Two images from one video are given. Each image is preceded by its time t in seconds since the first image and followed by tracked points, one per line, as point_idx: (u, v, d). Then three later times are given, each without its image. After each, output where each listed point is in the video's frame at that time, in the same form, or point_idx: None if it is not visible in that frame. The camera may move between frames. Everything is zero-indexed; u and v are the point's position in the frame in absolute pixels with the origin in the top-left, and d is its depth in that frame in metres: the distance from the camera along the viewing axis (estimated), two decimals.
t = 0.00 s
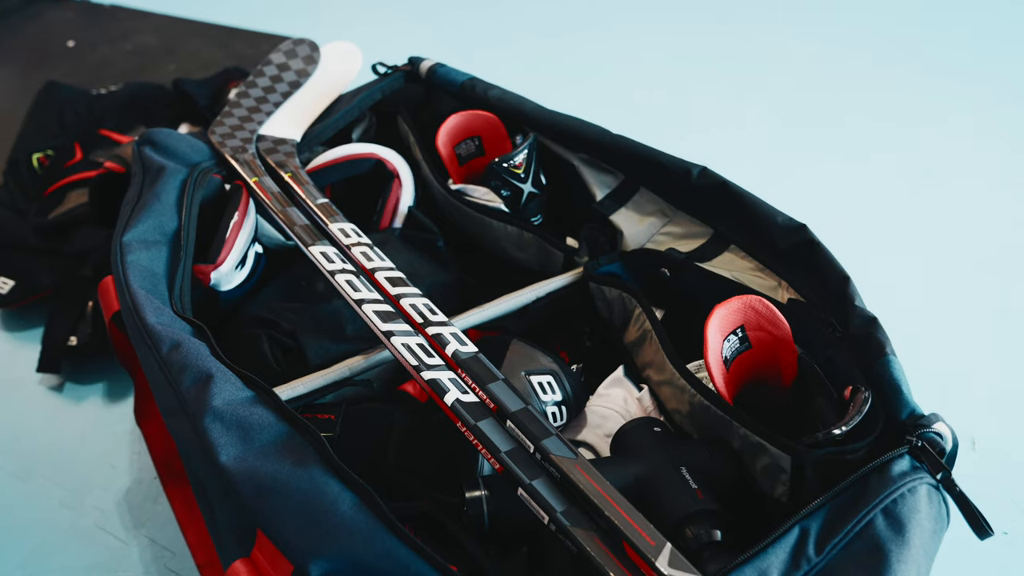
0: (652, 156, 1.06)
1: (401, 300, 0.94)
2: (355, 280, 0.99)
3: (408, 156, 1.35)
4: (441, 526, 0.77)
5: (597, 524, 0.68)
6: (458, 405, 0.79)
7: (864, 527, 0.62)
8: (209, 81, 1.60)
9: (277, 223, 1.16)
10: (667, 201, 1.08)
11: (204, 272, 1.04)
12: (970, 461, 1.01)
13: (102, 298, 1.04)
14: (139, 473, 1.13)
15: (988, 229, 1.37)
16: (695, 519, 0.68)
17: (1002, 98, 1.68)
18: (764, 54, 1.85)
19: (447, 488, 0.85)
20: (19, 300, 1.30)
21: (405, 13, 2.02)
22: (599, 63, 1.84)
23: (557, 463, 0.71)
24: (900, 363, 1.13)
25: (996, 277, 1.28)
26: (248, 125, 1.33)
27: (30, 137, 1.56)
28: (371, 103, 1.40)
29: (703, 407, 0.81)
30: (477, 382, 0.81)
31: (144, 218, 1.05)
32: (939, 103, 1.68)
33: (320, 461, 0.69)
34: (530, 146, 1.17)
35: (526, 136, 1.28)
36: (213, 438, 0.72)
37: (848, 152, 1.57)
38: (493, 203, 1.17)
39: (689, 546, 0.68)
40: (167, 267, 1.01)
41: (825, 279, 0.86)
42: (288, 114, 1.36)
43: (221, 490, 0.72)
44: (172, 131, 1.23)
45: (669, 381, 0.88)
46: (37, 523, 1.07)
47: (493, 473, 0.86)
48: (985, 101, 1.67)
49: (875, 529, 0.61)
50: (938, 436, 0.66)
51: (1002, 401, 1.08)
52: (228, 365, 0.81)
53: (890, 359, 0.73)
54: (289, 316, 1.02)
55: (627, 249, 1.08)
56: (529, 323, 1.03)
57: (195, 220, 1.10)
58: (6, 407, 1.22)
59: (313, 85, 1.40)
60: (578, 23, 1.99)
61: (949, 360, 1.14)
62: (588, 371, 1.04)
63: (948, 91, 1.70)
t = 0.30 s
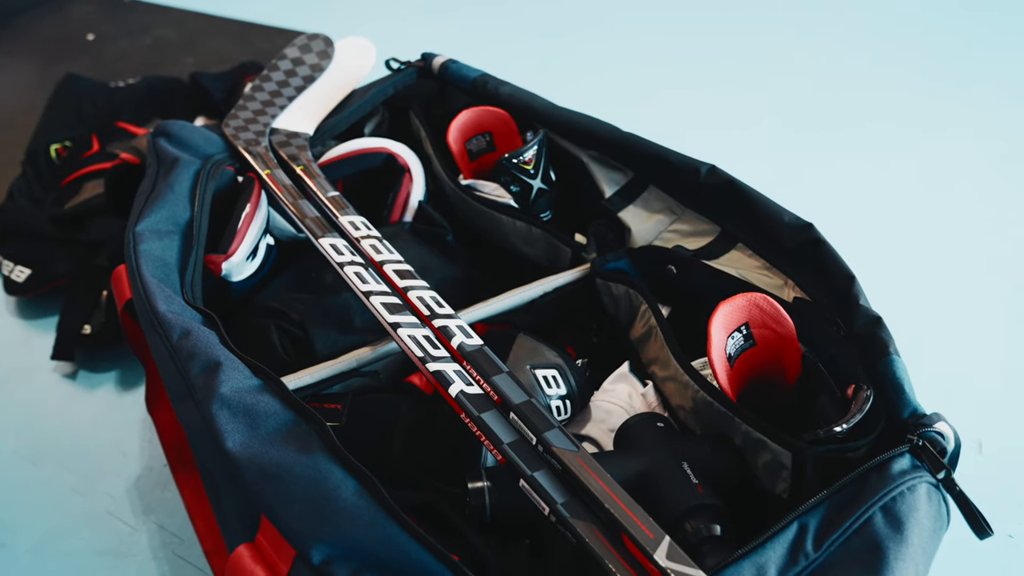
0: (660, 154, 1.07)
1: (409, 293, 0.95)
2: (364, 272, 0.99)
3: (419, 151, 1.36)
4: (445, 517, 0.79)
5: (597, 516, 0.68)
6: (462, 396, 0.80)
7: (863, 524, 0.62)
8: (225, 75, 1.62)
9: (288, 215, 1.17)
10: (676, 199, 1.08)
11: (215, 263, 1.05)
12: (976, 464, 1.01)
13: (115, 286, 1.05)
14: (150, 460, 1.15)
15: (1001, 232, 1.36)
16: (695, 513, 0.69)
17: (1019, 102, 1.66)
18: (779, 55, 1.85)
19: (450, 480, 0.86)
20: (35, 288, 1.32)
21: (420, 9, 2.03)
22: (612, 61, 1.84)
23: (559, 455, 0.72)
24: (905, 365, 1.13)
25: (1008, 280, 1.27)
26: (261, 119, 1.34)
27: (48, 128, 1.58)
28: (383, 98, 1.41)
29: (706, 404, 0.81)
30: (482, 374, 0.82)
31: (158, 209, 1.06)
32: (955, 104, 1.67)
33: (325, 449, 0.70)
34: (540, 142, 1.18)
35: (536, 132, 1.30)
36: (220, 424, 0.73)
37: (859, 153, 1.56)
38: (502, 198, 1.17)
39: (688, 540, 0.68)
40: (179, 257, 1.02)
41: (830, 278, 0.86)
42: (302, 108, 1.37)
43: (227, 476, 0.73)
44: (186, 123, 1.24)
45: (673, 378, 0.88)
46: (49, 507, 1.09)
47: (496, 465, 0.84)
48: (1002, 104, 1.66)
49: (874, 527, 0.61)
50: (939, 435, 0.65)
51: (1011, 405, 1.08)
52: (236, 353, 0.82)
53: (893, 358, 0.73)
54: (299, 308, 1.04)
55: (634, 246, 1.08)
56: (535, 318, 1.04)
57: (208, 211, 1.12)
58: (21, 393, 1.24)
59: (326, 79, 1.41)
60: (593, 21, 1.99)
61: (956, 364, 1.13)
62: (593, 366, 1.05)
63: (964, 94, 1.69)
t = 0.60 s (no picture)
0: (669, 151, 1.06)
1: (416, 286, 0.96)
2: (372, 264, 1.00)
3: (431, 146, 1.37)
4: (446, 505, 0.80)
5: (597, 508, 0.69)
6: (466, 387, 0.81)
7: (861, 521, 0.62)
8: (241, 69, 1.64)
9: (300, 207, 1.18)
10: (683, 196, 1.08)
11: (227, 253, 1.06)
12: (980, 466, 1.00)
13: (128, 275, 1.07)
14: (161, 448, 1.16)
15: (1015, 234, 1.35)
16: (694, 507, 0.69)
17: None
18: (792, 56, 1.83)
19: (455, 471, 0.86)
20: (52, 277, 1.34)
21: (435, 5, 2.03)
22: (625, 59, 1.84)
23: (560, 447, 0.72)
24: (912, 367, 1.12)
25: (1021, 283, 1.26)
26: (275, 112, 1.36)
27: (67, 120, 1.60)
28: (396, 94, 1.42)
29: (709, 400, 0.81)
30: (486, 366, 0.82)
31: (171, 200, 1.08)
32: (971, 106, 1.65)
33: (329, 436, 0.71)
34: (550, 139, 1.18)
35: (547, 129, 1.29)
36: (227, 411, 0.75)
37: (870, 154, 1.55)
38: (512, 194, 1.18)
39: (687, 533, 0.69)
40: (191, 247, 1.04)
41: (836, 277, 0.86)
42: (315, 102, 1.38)
43: (234, 462, 0.74)
44: (200, 116, 1.26)
45: (678, 373, 0.88)
46: (61, 492, 1.11)
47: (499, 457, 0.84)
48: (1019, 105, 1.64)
49: (872, 523, 0.62)
50: (940, 434, 0.65)
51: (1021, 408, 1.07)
52: (245, 341, 0.83)
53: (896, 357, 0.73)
54: (307, 299, 1.04)
55: (642, 242, 1.08)
56: (542, 313, 1.04)
57: (220, 203, 1.13)
58: (35, 380, 1.26)
59: (340, 74, 1.42)
60: (606, 20, 1.98)
61: (962, 366, 1.12)
62: (598, 361, 1.05)
63: (980, 94, 1.68)
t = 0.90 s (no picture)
0: (677, 148, 1.05)
1: (424, 278, 0.97)
2: (381, 257, 1.01)
3: (442, 141, 1.37)
4: (448, 494, 0.80)
5: (598, 500, 0.69)
6: (470, 378, 0.81)
7: (860, 516, 0.62)
8: (258, 64, 1.65)
9: (311, 199, 1.19)
10: (692, 193, 1.07)
11: (238, 243, 1.08)
12: (986, 472, 1.00)
13: (140, 264, 1.08)
14: (171, 436, 1.18)
15: None
16: (694, 501, 0.70)
17: None
18: (808, 58, 1.82)
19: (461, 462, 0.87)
20: (67, 267, 1.37)
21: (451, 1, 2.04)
22: (638, 59, 1.84)
23: (562, 439, 0.73)
24: (924, 371, 1.11)
25: None
26: (288, 106, 1.37)
27: (85, 111, 1.63)
28: (408, 89, 1.43)
29: (711, 395, 0.81)
30: (491, 358, 0.83)
31: (184, 190, 1.09)
32: (991, 108, 1.63)
33: (333, 424, 0.72)
34: (560, 135, 1.17)
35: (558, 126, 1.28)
36: (234, 397, 0.76)
37: (884, 156, 1.53)
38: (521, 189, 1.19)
39: (686, 526, 0.69)
40: (203, 237, 1.05)
41: (842, 276, 0.85)
42: (329, 96, 1.39)
43: (240, 448, 0.75)
44: (214, 108, 1.27)
45: (682, 369, 0.89)
46: (74, 477, 1.13)
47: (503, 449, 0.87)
48: None
49: (870, 519, 0.62)
50: (941, 433, 0.66)
51: None
52: (253, 331, 0.85)
53: (899, 356, 0.73)
54: (316, 290, 1.05)
55: (650, 238, 1.07)
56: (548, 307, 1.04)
57: (232, 194, 1.15)
58: (49, 367, 1.28)
59: (354, 68, 1.43)
60: (620, 19, 1.98)
61: (970, 372, 1.11)
62: (603, 357, 1.05)
63: (1001, 98, 1.66)
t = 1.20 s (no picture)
0: (685, 146, 1.05)
1: (431, 271, 0.98)
2: (389, 249, 1.02)
3: (454, 136, 1.38)
4: (451, 484, 0.82)
5: (598, 491, 0.69)
6: (475, 370, 0.82)
7: (858, 512, 0.62)
8: (274, 58, 1.67)
9: (322, 192, 1.20)
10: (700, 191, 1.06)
11: (249, 234, 1.09)
12: (991, 476, 0.99)
13: (152, 253, 1.10)
14: (181, 423, 1.20)
15: None
16: (694, 494, 0.70)
17: None
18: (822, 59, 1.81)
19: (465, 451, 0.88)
20: (82, 256, 1.39)
21: None
22: (650, 57, 1.83)
23: (564, 430, 0.73)
24: (933, 374, 1.11)
25: None
26: (301, 100, 1.37)
27: (102, 103, 1.65)
28: (420, 84, 1.44)
29: (715, 391, 0.82)
30: (496, 350, 0.84)
31: (197, 181, 1.11)
32: (1008, 111, 1.62)
33: (338, 412, 0.73)
34: (569, 131, 1.17)
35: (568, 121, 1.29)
36: (241, 384, 0.77)
37: (898, 159, 1.52)
38: (531, 185, 1.18)
39: (686, 519, 0.69)
40: (215, 228, 1.07)
41: (847, 275, 0.85)
42: (342, 91, 1.41)
43: (246, 433, 0.76)
44: (228, 100, 1.29)
45: (686, 365, 0.88)
46: (85, 463, 1.15)
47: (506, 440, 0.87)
48: None
49: (869, 515, 0.62)
50: (943, 431, 0.66)
51: None
52: (262, 320, 0.86)
53: (902, 354, 0.73)
54: (326, 281, 1.06)
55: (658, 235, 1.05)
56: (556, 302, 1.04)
57: (244, 186, 1.16)
58: (63, 355, 1.30)
59: (367, 64, 1.44)
60: (634, 18, 1.97)
61: (977, 376, 1.11)
62: (608, 352, 1.04)
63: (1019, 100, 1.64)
